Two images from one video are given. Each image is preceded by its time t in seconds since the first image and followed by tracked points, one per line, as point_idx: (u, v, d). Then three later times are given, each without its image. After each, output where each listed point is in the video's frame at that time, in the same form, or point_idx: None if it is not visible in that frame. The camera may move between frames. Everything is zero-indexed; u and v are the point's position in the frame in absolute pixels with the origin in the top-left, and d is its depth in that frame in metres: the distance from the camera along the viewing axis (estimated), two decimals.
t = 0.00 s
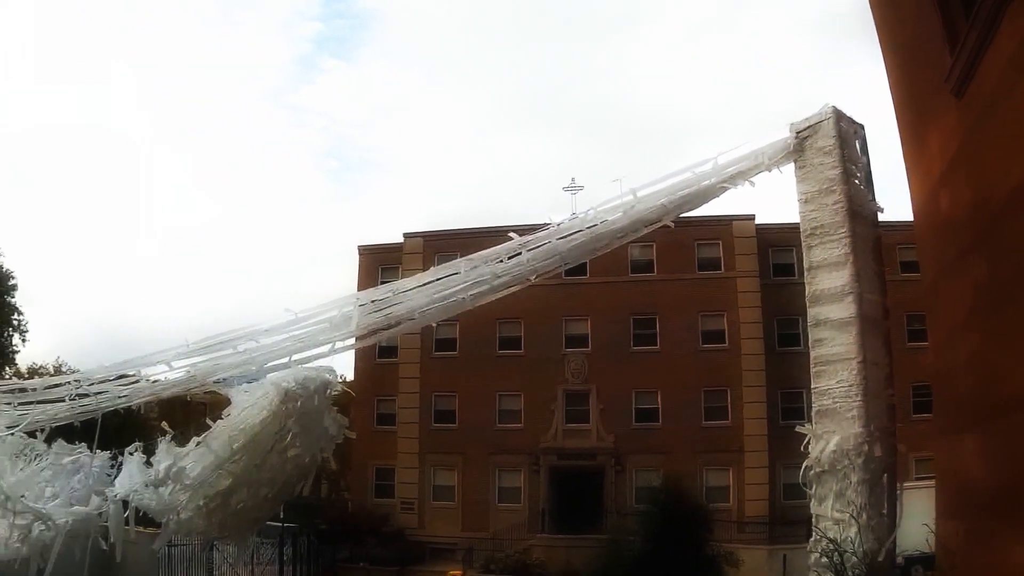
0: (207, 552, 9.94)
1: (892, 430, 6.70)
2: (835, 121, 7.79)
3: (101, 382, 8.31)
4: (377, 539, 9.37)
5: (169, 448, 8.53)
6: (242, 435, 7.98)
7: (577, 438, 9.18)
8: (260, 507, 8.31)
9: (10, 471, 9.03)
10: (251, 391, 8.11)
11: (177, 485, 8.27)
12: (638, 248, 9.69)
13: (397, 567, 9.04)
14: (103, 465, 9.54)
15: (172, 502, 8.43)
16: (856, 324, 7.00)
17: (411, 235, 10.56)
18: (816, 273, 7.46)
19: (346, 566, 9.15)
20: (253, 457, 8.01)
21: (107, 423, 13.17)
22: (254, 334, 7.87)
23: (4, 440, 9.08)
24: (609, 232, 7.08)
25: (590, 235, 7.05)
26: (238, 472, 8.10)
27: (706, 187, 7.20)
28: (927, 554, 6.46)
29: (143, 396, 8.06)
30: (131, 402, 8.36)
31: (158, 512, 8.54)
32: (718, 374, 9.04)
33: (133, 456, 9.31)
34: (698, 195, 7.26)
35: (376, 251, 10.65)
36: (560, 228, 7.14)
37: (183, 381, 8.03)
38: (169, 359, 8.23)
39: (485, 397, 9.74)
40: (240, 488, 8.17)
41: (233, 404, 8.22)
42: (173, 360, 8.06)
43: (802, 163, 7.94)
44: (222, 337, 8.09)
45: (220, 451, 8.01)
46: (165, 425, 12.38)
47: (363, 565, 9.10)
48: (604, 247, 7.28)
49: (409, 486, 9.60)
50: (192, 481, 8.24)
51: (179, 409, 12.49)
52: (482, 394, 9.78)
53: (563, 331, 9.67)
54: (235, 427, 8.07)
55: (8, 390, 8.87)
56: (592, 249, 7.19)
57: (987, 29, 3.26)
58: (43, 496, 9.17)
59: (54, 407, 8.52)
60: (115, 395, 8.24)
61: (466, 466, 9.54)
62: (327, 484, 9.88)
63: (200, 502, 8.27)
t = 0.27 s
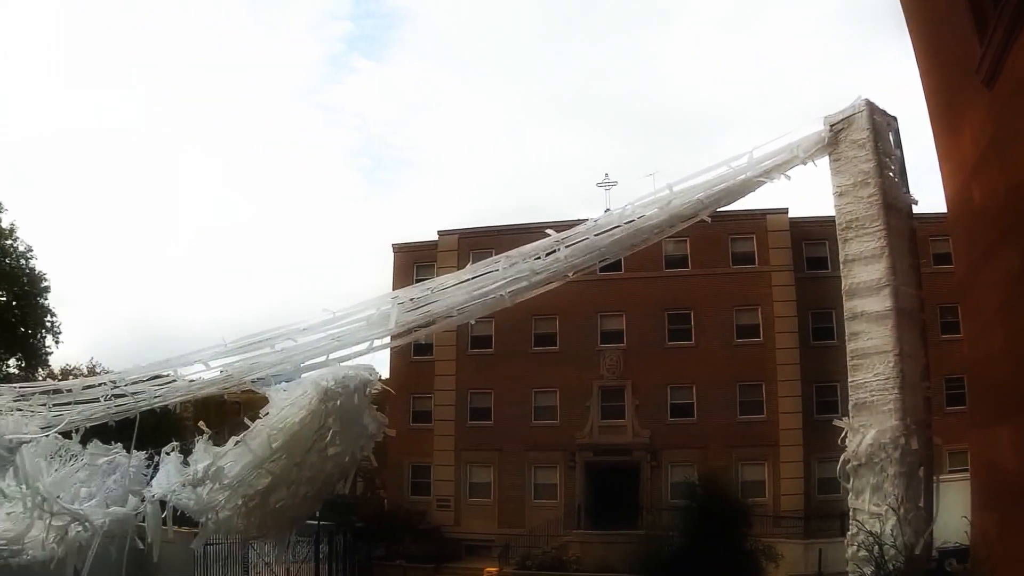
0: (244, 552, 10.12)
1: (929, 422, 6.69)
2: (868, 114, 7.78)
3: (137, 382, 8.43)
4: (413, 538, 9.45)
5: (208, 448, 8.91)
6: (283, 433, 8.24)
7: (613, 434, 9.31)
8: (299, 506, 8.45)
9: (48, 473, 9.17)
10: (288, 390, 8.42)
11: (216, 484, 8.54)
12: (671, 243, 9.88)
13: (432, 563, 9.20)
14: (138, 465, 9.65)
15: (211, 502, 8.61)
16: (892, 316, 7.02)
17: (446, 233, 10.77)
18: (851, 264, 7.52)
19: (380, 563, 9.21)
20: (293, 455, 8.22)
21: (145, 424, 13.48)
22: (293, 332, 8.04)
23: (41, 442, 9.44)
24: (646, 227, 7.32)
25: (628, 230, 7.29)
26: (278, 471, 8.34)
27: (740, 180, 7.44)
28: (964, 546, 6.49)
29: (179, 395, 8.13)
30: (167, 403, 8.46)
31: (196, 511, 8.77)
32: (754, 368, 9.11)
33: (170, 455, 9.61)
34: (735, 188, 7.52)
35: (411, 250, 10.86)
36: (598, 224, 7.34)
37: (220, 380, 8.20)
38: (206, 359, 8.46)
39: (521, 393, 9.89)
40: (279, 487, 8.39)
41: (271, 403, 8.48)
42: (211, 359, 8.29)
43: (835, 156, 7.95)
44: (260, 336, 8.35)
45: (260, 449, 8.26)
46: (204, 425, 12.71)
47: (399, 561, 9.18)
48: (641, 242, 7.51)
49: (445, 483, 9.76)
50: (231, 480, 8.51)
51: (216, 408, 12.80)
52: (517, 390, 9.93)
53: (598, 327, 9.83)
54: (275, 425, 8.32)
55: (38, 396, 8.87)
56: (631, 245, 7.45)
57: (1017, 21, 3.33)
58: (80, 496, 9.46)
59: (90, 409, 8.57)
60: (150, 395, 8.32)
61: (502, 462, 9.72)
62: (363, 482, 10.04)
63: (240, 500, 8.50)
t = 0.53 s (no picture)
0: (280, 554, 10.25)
1: (965, 414, 6.85)
2: (901, 106, 7.93)
3: (174, 382, 8.73)
4: (450, 533, 9.65)
5: (249, 448, 9.04)
6: (325, 432, 8.46)
7: (649, 430, 9.44)
8: (339, 505, 8.70)
9: (83, 474, 9.18)
10: (328, 387, 8.80)
11: (256, 483, 8.68)
12: (705, 238, 10.01)
13: (470, 560, 9.33)
14: (177, 465, 9.66)
15: (250, 501, 8.75)
16: (929, 308, 7.16)
17: (480, 231, 10.99)
18: (885, 257, 7.67)
19: (419, 560, 9.50)
20: (335, 455, 8.46)
21: (182, 424, 13.80)
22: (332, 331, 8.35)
23: (79, 442, 9.46)
24: (684, 223, 7.60)
25: (666, 226, 7.58)
26: (320, 470, 8.54)
27: (773, 175, 7.74)
28: (1001, 537, 6.41)
29: (218, 394, 8.45)
30: (204, 401, 8.78)
31: (234, 512, 8.79)
32: (788, 362, 9.27)
33: (208, 456, 9.69)
34: (770, 182, 7.78)
35: (446, 248, 11.09)
36: (635, 221, 7.61)
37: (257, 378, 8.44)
38: (244, 359, 8.79)
39: (558, 390, 10.04)
40: (321, 486, 8.60)
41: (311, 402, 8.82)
42: (250, 359, 8.62)
43: (867, 147, 8.09)
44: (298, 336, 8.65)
45: (303, 448, 8.42)
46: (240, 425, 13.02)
47: (436, 559, 9.40)
48: (679, 237, 7.83)
49: (482, 481, 9.85)
50: (272, 480, 8.65)
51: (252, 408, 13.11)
52: (555, 387, 10.07)
53: (634, 323, 9.95)
54: (316, 424, 8.53)
55: (76, 396, 9.11)
56: (668, 240, 7.76)
57: None
58: (117, 495, 9.42)
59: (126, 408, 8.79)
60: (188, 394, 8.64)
61: (539, 458, 9.78)
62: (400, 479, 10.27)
63: (280, 499, 8.67)
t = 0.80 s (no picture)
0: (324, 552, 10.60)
1: (1002, 406, 6.93)
2: (934, 98, 7.97)
3: (212, 382, 8.83)
4: (488, 531, 9.75)
5: (289, 448, 9.17)
6: (365, 431, 8.68)
7: (685, 425, 9.55)
8: (381, 504, 9.04)
9: (121, 474, 9.33)
10: (366, 387, 9.09)
11: (297, 483, 8.92)
12: (738, 232, 10.11)
13: (508, 557, 9.51)
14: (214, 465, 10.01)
15: (290, 500, 9.07)
16: (966, 300, 7.24)
17: (516, 227, 11.23)
18: (921, 249, 7.72)
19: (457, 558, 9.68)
20: (377, 453, 8.71)
21: (222, 423, 14.21)
22: (372, 330, 8.68)
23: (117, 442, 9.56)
24: (721, 218, 7.75)
25: (705, 221, 7.74)
26: (360, 468, 8.77)
27: (809, 169, 7.85)
28: None
29: (257, 394, 8.49)
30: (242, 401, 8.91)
31: (276, 511, 9.13)
32: (822, 356, 9.36)
33: (248, 455, 9.82)
34: (804, 177, 7.86)
35: (482, 246, 11.35)
36: (673, 216, 7.77)
37: (297, 378, 8.64)
38: (284, 359, 9.11)
39: (594, 387, 10.16)
40: (362, 485, 8.88)
41: (350, 402, 9.07)
42: (289, 358, 8.97)
43: (900, 140, 8.13)
44: (336, 337, 8.97)
45: (345, 446, 8.67)
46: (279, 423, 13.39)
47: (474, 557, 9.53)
48: (717, 231, 7.95)
49: (520, 478, 9.95)
50: (312, 479, 8.88)
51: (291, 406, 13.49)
52: (592, 383, 10.19)
53: (670, 318, 10.10)
54: (357, 422, 8.79)
55: (113, 398, 9.46)
56: (705, 235, 7.91)
57: None
58: (155, 495, 9.64)
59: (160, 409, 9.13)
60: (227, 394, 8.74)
61: (576, 456, 9.92)
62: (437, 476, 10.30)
63: (321, 498, 8.95)
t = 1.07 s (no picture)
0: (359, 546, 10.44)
1: None
2: (967, 90, 8.00)
3: (250, 382, 8.96)
4: (524, 529, 10.06)
5: (329, 446, 9.51)
6: (407, 428, 8.98)
7: (721, 421, 9.68)
8: (421, 503, 9.31)
9: (159, 475, 9.38)
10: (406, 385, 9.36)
11: (340, 481, 9.17)
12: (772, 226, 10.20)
13: (545, 553, 9.79)
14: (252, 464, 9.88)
15: (332, 500, 9.26)
16: (1003, 292, 7.28)
17: (551, 224, 11.46)
18: (957, 241, 7.75)
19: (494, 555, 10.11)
20: (420, 451, 8.98)
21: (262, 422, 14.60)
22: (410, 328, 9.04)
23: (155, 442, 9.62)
24: (759, 212, 7.88)
25: (743, 215, 7.88)
26: (401, 465, 9.02)
27: (845, 163, 7.96)
28: None
29: (296, 395, 8.72)
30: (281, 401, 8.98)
31: (317, 510, 9.31)
32: (858, 350, 9.40)
33: (287, 455, 9.98)
34: (839, 170, 7.94)
35: (518, 243, 11.60)
36: (710, 211, 7.93)
37: (337, 378, 8.88)
38: (322, 358, 9.44)
39: (631, 383, 10.31)
40: (403, 482, 9.14)
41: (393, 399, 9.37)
42: (330, 357, 9.33)
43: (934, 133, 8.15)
44: (375, 337, 9.33)
45: (387, 444, 8.93)
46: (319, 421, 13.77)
47: (512, 554, 9.86)
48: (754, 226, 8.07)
49: (557, 475, 10.25)
50: (354, 477, 9.17)
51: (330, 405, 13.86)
52: (629, 378, 10.35)
53: (706, 313, 10.24)
54: (399, 421, 9.07)
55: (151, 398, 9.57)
56: (742, 229, 8.04)
57: None
58: (193, 495, 9.60)
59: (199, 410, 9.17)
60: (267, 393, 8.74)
61: (613, 452, 10.12)
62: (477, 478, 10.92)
63: (363, 497, 9.19)
